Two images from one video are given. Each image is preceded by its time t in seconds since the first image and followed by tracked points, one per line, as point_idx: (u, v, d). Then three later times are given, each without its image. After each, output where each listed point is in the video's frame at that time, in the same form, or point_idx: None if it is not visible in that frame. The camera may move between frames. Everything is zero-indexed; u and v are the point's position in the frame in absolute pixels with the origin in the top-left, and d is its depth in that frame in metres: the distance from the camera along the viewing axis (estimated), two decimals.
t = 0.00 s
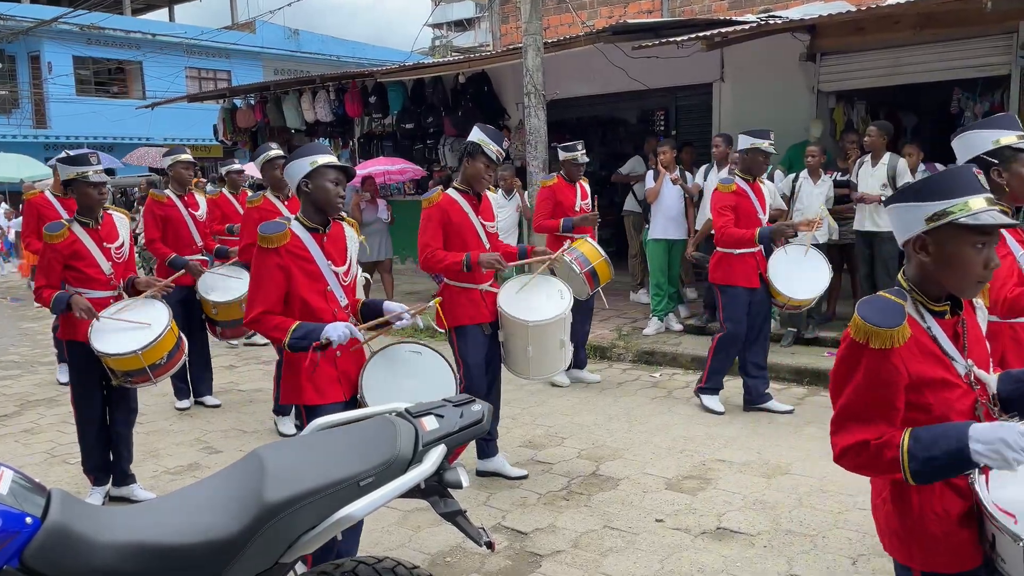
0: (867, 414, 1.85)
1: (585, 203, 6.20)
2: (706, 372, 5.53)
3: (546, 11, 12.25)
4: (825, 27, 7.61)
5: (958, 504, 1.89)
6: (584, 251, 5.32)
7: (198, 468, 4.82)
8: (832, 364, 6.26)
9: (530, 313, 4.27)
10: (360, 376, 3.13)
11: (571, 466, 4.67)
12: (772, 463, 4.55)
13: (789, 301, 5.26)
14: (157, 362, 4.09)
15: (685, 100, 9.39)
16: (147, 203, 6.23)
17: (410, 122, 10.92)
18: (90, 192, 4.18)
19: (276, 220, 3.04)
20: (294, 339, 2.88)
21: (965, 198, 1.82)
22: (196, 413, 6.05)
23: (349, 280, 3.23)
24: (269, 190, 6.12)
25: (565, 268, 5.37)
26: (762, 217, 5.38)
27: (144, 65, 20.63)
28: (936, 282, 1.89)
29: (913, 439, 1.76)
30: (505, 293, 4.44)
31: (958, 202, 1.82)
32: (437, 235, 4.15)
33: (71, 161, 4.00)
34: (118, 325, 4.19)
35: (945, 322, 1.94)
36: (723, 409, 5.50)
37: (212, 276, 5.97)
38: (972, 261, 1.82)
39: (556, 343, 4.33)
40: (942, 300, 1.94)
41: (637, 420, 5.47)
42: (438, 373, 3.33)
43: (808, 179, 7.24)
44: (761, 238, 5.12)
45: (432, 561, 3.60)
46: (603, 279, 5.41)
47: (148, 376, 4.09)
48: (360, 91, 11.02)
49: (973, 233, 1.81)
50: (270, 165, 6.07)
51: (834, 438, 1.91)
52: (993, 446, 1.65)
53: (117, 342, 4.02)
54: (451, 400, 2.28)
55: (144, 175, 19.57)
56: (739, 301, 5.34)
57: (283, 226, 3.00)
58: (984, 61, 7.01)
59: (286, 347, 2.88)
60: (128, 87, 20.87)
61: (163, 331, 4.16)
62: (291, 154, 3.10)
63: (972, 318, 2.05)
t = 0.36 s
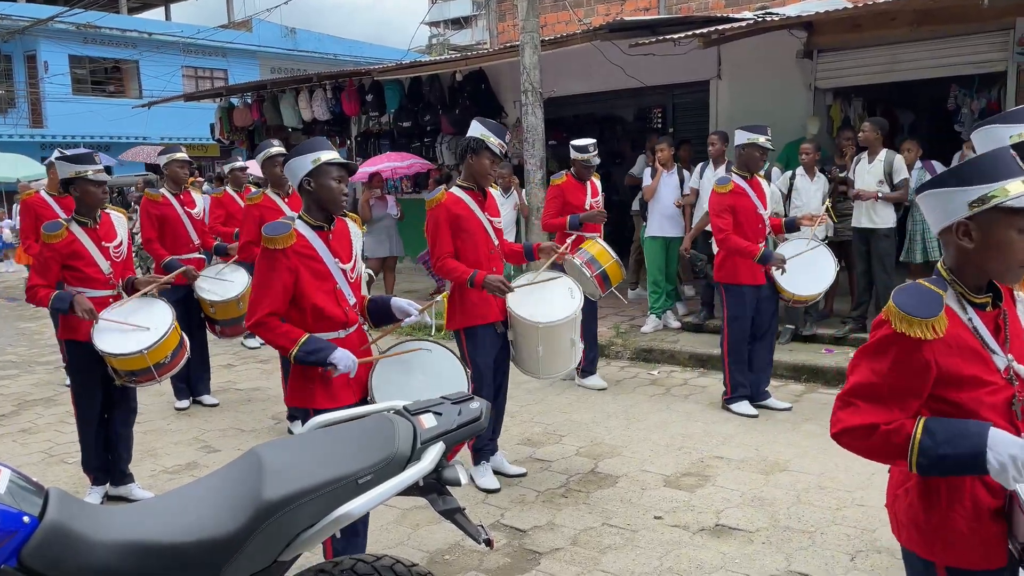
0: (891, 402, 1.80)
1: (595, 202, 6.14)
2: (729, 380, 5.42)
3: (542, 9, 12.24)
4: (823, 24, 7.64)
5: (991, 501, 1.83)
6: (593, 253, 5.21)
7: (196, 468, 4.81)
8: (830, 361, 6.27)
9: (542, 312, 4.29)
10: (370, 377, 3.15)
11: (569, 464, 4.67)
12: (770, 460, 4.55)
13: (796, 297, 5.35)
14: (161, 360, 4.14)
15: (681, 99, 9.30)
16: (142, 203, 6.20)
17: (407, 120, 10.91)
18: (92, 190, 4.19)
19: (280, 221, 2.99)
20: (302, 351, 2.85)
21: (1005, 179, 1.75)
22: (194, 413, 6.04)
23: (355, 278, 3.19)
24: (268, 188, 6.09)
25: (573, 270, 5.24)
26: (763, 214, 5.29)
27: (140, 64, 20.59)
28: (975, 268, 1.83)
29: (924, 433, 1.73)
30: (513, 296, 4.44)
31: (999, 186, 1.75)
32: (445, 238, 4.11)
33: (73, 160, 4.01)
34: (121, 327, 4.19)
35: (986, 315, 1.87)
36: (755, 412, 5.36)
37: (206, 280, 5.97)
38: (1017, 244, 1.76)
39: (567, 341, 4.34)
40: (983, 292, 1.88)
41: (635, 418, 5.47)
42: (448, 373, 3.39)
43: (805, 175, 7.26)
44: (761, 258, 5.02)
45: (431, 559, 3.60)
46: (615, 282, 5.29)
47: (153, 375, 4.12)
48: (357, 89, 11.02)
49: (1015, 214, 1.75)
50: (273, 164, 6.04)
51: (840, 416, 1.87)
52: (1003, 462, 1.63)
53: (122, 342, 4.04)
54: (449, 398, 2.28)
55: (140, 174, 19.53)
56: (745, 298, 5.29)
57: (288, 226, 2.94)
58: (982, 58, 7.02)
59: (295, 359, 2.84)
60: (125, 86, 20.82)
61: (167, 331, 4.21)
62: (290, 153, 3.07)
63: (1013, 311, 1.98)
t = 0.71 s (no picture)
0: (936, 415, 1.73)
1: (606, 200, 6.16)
2: (723, 376, 5.42)
3: (539, 7, 12.23)
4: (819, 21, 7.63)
5: None
6: (604, 257, 5.11)
7: (194, 467, 4.81)
8: (827, 358, 6.27)
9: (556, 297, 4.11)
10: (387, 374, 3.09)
11: (567, 461, 4.67)
12: (768, 457, 4.56)
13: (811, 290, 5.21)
14: (161, 355, 4.16)
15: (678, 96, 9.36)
16: (136, 202, 6.20)
17: (403, 118, 10.89)
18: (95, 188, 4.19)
19: (287, 219, 2.95)
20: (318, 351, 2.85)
21: None
22: (191, 412, 6.03)
23: (364, 276, 3.16)
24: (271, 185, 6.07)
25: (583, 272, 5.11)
26: (766, 211, 5.28)
27: (136, 63, 20.56)
28: (1005, 272, 1.79)
29: (993, 474, 1.63)
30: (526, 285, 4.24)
31: None
32: (449, 233, 4.04)
33: (81, 158, 4.04)
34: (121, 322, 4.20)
35: (1015, 313, 1.82)
36: (752, 409, 5.37)
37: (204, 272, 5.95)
38: None
39: (586, 326, 4.19)
40: (1011, 289, 1.82)
41: (633, 415, 5.47)
42: (464, 354, 3.40)
43: (796, 172, 7.25)
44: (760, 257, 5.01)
45: (428, 557, 3.60)
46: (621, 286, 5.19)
47: (152, 371, 4.14)
48: (353, 88, 10.96)
49: None
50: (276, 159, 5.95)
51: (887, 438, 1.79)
52: None
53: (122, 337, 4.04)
54: (447, 396, 2.28)
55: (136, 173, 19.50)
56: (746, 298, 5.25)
57: (293, 225, 2.91)
58: (979, 55, 7.04)
59: (312, 360, 2.85)
60: (121, 85, 20.78)
61: (166, 327, 4.24)
62: (298, 149, 3.01)
63: None
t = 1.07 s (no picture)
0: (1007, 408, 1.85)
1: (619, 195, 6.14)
2: (727, 373, 5.40)
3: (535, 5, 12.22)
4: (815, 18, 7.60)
5: None
6: (615, 247, 5.13)
7: (191, 466, 4.81)
8: (824, 355, 6.28)
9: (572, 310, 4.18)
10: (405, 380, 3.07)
11: (565, 459, 4.67)
12: (765, 454, 4.56)
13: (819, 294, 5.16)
14: (157, 363, 4.17)
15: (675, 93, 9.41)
16: (138, 200, 6.18)
17: (400, 117, 10.82)
18: (92, 188, 4.19)
19: (306, 219, 2.87)
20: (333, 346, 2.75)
21: None
22: (189, 411, 6.02)
23: (385, 277, 3.05)
24: (285, 185, 5.95)
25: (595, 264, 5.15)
26: (785, 210, 5.17)
27: (132, 61, 20.54)
28: None
29: None
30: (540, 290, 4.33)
31: None
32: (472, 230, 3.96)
33: (78, 157, 4.04)
34: (123, 325, 4.26)
35: None
36: (750, 407, 5.38)
37: (199, 275, 5.98)
38: None
39: (596, 341, 4.22)
40: None
41: (631, 413, 5.48)
42: (483, 372, 3.39)
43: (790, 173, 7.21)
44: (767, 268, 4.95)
45: (426, 555, 3.60)
46: (635, 277, 5.19)
47: (148, 377, 4.16)
48: (350, 86, 10.95)
49: None
50: (293, 160, 5.88)
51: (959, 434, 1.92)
52: None
53: (120, 344, 4.06)
54: (444, 394, 2.28)
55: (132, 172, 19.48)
56: (763, 295, 5.18)
57: (312, 224, 2.83)
58: (975, 52, 7.04)
59: (324, 356, 2.76)
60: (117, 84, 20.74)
61: (165, 334, 4.27)
62: (319, 148, 2.92)
63: None
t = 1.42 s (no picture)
0: None
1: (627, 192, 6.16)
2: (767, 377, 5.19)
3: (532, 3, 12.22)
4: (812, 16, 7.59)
5: None
6: (627, 243, 5.12)
7: (188, 465, 4.80)
8: (822, 353, 6.28)
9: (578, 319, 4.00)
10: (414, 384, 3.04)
11: (562, 457, 4.68)
12: (763, 452, 4.57)
13: (824, 296, 5.17)
14: (158, 370, 4.15)
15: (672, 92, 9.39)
16: (133, 200, 6.17)
17: (397, 115, 10.84)
18: (81, 189, 4.17)
19: (315, 219, 2.82)
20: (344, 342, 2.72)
21: None
22: (186, 411, 6.02)
23: (395, 278, 2.99)
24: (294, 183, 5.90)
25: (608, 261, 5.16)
26: (795, 208, 5.13)
27: (128, 60, 20.50)
28: None
29: None
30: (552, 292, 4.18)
31: None
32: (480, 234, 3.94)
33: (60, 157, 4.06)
34: (125, 329, 4.25)
35: None
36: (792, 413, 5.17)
37: (195, 276, 5.95)
38: None
39: (602, 350, 4.03)
40: None
41: (628, 411, 5.48)
42: (491, 377, 3.37)
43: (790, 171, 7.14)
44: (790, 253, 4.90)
45: (423, 554, 3.60)
46: (649, 273, 5.16)
47: (148, 384, 4.14)
48: (347, 84, 10.96)
49: None
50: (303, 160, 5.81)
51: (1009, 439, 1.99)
52: None
53: (120, 352, 4.04)
54: (440, 393, 2.28)
55: (129, 171, 19.43)
56: (775, 295, 5.12)
57: (321, 224, 2.78)
58: (972, 49, 7.05)
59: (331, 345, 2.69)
60: (113, 83, 20.70)
61: (167, 341, 4.24)
62: (330, 148, 2.82)
63: None
